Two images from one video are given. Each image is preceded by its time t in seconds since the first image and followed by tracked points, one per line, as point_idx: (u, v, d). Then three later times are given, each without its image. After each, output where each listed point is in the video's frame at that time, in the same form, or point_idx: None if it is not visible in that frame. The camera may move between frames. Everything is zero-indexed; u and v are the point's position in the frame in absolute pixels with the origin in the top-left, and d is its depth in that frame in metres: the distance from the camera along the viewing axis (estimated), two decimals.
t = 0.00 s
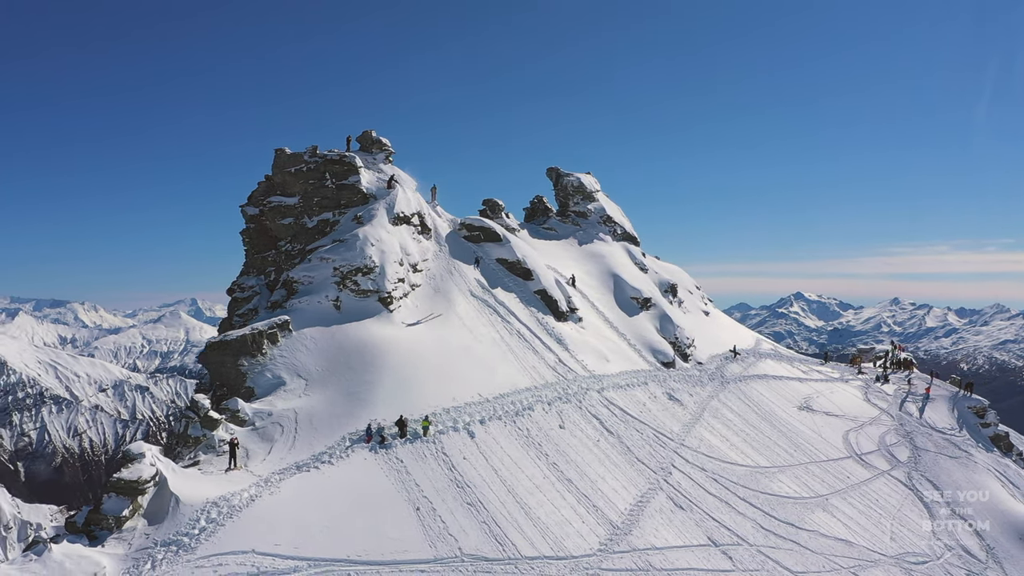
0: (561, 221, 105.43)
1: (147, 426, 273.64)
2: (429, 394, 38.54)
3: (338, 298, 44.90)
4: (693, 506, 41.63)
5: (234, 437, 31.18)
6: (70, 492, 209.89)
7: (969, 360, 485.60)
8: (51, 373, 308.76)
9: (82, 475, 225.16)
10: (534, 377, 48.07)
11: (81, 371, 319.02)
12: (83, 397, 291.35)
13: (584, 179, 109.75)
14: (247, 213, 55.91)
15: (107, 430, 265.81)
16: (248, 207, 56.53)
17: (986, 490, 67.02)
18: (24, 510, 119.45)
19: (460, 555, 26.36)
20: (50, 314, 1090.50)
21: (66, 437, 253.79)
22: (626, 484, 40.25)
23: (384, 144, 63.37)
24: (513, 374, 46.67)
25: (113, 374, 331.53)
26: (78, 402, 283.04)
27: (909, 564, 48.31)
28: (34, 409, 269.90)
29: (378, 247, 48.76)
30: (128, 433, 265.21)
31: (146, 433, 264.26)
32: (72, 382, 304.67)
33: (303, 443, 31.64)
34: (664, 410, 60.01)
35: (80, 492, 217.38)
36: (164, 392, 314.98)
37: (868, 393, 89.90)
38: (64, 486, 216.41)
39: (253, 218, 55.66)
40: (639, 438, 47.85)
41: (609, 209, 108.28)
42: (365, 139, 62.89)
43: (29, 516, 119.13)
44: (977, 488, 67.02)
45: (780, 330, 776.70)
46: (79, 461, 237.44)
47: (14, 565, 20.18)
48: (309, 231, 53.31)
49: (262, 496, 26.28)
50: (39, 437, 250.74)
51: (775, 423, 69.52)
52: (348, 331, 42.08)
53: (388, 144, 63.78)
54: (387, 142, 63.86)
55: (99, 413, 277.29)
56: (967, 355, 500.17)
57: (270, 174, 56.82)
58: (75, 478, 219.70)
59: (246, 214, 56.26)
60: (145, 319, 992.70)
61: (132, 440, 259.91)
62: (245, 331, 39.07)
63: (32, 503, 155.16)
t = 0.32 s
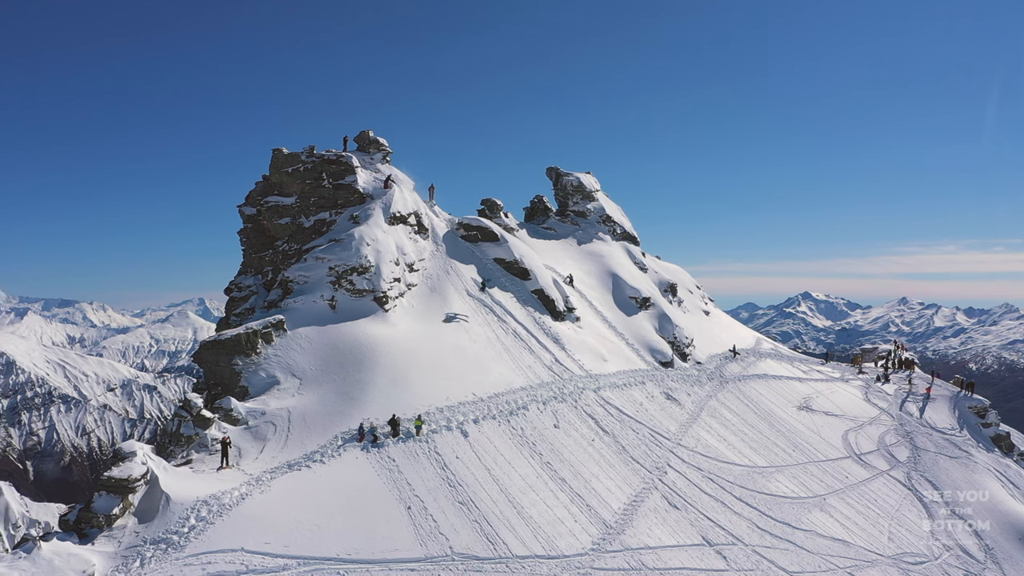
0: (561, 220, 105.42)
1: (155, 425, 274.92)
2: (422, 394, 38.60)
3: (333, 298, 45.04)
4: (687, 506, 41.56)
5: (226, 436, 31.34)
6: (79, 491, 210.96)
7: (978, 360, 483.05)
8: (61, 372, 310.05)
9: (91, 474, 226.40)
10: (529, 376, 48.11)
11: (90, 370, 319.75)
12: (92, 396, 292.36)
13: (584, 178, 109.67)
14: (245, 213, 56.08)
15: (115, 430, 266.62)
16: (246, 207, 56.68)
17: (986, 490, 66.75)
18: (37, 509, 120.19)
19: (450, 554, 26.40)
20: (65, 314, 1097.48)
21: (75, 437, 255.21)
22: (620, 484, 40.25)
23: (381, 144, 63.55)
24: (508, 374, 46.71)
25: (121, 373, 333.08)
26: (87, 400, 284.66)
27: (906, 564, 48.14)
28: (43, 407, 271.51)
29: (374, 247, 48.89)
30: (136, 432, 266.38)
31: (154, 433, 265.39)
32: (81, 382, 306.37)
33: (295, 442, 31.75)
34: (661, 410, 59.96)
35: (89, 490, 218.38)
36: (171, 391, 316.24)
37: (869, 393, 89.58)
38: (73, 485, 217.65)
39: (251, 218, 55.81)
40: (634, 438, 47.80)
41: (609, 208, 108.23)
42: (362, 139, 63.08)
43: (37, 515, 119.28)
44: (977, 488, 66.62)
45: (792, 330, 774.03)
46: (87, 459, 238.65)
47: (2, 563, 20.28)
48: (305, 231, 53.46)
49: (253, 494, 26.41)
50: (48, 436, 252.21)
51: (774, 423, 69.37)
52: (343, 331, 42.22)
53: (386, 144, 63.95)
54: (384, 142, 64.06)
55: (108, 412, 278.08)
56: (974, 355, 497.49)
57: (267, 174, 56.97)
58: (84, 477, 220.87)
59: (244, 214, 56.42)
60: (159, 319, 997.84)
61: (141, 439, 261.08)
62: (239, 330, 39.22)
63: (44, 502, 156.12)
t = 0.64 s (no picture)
0: (561, 220, 105.37)
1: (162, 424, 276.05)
2: (416, 393, 38.69)
3: (329, 297, 45.19)
4: (683, 506, 41.51)
5: (219, 436, 31.53)
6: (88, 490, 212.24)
7: (985, 360, 480.35)
8: (69, 371, 312.03)
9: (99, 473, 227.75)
10: (525, 376, 48.18)
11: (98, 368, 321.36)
12: (100, 395, 293.91)
13: (583, 178, 109.50)
14: (243, 212, 56.25)
15: (124, 429, 267.95)
16: (244, 207, 56.88)
17: (986, 490, 66.44)
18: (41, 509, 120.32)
19: (441, 553, 26.44)
20: (72, 314, 1104.23)
21: (84, 436, 256.70)
22: (615, 483, 40.25)
23: (379, 144, 63.71)
24: (504, 373, 46.78)
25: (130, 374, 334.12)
26: (96, 399, 286.25)
27: (904, 564, 48.00)
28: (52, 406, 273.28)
29: (370, 246, 49.02)
30: (144, 432, 267.29)
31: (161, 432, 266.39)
32: (90, 380, 307.75)
33: (288, 441, 31.92)
34: (659, 409, 59.91)
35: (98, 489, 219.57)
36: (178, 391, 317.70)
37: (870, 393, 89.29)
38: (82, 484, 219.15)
39: (249, 218, 55.99)
40: (631, 437, 47.79)
41: (609, 208, 108.06)
42: (360, 139, 63.23)
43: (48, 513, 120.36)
44: (977, 489, 66.29)
45: (797, 330, 771.41)
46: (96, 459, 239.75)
47: None
48: (303, 231, 53.62)
49: (244, 493, 26.55)
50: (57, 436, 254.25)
51: (773, 422, 69.18)
52: (338, 330, 42.37)
53: (383, 143, 64.11)
54: (382, 142, 64.24)
55: (117, 412, 279.38)
56: (981, 355, 494.41)
57: (265, 174, 57.12)
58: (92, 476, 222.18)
59: (242, 214, 56.60)
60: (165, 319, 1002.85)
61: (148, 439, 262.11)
62: (234, 330, 39.40)
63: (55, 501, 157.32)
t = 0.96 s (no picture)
0: (561, 219, 105.29)
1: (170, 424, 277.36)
2: (410, 392, 38.79)
3: (325, 297, 45.36)
4: (678, 505, 41.43)
5: (213, 435, 31.70)
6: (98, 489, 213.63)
7: (993, 360, 477.36)
8: (78, 370, 313.15)
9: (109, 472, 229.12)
10: (521, 376, 48.21)
11: (107, 368, 320.56)
12: (109, 395, 295.65)
13: (583, 177, 109.28)
14: (241, 212, 56.46)
15: (133, 429, 269.47)
16: (242, 207, 57.11)
17: (986, 490, 66.13)
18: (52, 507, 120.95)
19: (432, 552, 26.52)
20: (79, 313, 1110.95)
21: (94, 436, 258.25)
22: (610, 483, 40.21)
23: (377, 144, 63.87)
24: (499, 373, 46.82)
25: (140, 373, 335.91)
26: (106, 399, 287.96)
27: (901, 564, 47.78)
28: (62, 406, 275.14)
29: (366, 246, 49.14)
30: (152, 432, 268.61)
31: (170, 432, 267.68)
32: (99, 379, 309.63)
33: (281, 440, 32.08)
34: (657, 409, 59.82)
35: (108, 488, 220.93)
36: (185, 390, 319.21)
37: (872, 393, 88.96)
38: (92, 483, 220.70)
39: (247, 218, 56.21)
40: (627, 437, 47.73)
41: (609, 207, 107.88)
42: (358, 139, 63.37)
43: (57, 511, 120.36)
44: (978, 489, 65.94)
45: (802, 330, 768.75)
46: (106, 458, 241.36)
47: None
48: (300, 231, 53.76)
49: (235, 492, 26.70)
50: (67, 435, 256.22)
51: (773, 422, 69.01)
52: (333, 329, 42.51)
53: (381, 144, 64.27)
54: (380, 142, 64.43)
55: (128, 412, 280.42)
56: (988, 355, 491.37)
57: (264, 174, 57.30)
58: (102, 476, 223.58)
59: (240, 214, 56.79)
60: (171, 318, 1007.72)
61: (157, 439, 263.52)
62: (230, 329, 39.58)
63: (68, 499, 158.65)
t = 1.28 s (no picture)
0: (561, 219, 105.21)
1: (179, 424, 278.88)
2: (405, 391, 38.90)
3: (321, 297, 45.50)
4: (673, 505, 41.37)
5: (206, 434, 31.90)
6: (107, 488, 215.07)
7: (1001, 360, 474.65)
8: (86, 369, 315.05)
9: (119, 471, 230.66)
10: (517, 375, 48.26)
11: (118, 368, 322.37)
12: (117, 394, 297.49)
13: (583, 177, 109.13)
14: (239, 212, 56.67)
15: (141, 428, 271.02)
16: (240, 207, 57.34)
17: (986, 490, 65.83)
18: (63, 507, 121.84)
19: (423, 550, 26.60)
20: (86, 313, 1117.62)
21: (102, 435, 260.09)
22: (605, 482, 40.17)
23: (375, 143, 64.00)
24: (495, 372, 46.87)
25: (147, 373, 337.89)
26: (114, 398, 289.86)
27: (899, 564, 47.58)
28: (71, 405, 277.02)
29: (362, 246, 49.28)
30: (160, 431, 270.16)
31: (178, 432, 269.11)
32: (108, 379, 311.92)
33: (275, 439, 32.24)
34: (655, 409, 59.73)
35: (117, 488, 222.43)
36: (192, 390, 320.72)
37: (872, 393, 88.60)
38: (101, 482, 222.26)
39: (245, 218, 56.44)
40: (623, 436, 47.67)
41: (609, 207, 107.76)
42: (356, 139, 63.51)
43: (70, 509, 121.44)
44: (978, 490, 65.58)
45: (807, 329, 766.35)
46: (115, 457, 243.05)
47: None
48: (297, 231, 53.93)
49: (226, 490, 26.87)
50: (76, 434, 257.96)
51: (772, 422, 68.87)
52: (329, 329, 42.67)
53: (379, 143, 64.40)
54: (378, 142, 64.53)
55: (135, 412, 282.15)
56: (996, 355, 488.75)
57: (262, 174, 57.49)
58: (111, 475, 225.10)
59: (239, 214, 57.00)
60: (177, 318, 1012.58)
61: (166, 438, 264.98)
62: (225, 328, 39.80)
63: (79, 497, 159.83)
